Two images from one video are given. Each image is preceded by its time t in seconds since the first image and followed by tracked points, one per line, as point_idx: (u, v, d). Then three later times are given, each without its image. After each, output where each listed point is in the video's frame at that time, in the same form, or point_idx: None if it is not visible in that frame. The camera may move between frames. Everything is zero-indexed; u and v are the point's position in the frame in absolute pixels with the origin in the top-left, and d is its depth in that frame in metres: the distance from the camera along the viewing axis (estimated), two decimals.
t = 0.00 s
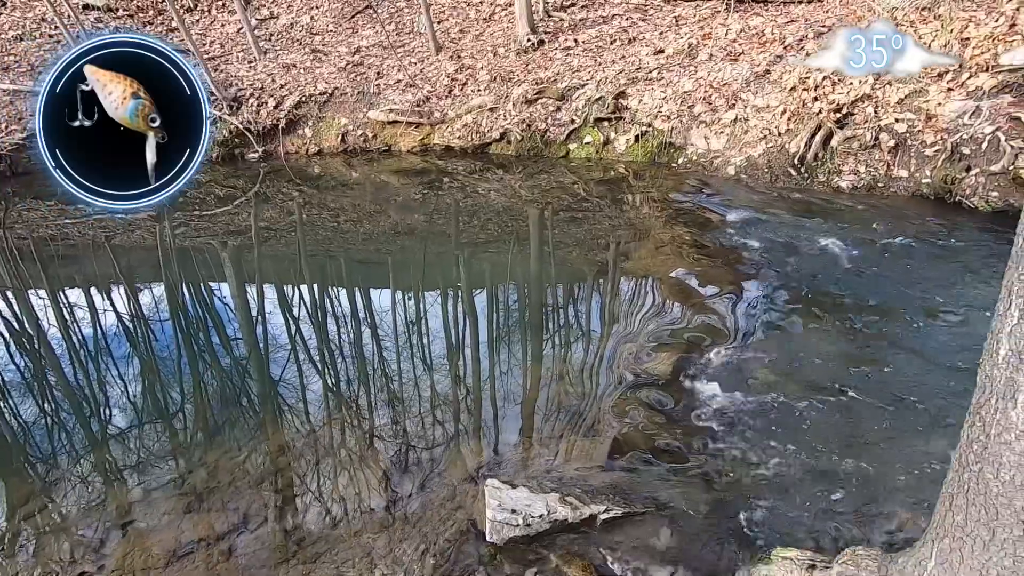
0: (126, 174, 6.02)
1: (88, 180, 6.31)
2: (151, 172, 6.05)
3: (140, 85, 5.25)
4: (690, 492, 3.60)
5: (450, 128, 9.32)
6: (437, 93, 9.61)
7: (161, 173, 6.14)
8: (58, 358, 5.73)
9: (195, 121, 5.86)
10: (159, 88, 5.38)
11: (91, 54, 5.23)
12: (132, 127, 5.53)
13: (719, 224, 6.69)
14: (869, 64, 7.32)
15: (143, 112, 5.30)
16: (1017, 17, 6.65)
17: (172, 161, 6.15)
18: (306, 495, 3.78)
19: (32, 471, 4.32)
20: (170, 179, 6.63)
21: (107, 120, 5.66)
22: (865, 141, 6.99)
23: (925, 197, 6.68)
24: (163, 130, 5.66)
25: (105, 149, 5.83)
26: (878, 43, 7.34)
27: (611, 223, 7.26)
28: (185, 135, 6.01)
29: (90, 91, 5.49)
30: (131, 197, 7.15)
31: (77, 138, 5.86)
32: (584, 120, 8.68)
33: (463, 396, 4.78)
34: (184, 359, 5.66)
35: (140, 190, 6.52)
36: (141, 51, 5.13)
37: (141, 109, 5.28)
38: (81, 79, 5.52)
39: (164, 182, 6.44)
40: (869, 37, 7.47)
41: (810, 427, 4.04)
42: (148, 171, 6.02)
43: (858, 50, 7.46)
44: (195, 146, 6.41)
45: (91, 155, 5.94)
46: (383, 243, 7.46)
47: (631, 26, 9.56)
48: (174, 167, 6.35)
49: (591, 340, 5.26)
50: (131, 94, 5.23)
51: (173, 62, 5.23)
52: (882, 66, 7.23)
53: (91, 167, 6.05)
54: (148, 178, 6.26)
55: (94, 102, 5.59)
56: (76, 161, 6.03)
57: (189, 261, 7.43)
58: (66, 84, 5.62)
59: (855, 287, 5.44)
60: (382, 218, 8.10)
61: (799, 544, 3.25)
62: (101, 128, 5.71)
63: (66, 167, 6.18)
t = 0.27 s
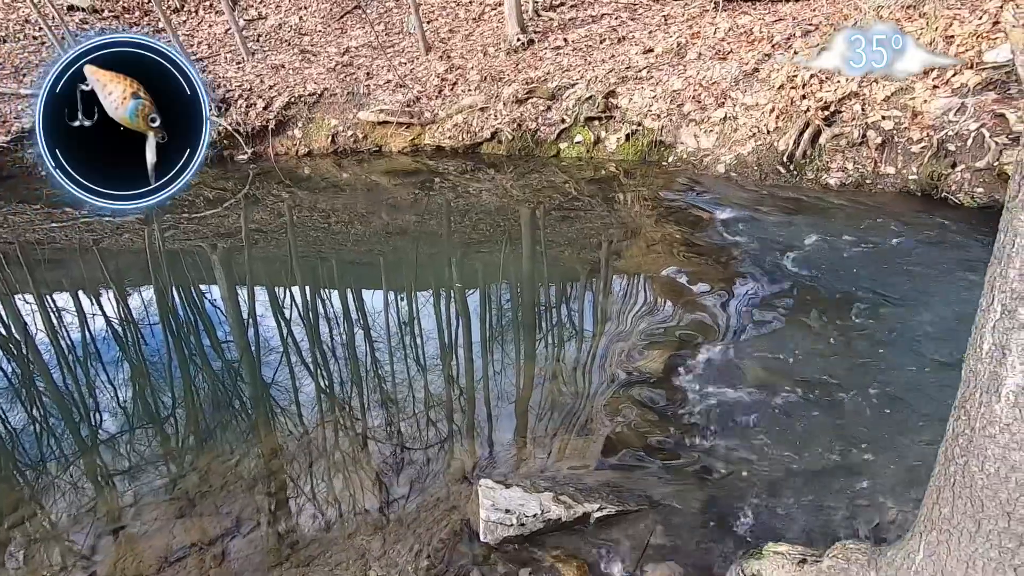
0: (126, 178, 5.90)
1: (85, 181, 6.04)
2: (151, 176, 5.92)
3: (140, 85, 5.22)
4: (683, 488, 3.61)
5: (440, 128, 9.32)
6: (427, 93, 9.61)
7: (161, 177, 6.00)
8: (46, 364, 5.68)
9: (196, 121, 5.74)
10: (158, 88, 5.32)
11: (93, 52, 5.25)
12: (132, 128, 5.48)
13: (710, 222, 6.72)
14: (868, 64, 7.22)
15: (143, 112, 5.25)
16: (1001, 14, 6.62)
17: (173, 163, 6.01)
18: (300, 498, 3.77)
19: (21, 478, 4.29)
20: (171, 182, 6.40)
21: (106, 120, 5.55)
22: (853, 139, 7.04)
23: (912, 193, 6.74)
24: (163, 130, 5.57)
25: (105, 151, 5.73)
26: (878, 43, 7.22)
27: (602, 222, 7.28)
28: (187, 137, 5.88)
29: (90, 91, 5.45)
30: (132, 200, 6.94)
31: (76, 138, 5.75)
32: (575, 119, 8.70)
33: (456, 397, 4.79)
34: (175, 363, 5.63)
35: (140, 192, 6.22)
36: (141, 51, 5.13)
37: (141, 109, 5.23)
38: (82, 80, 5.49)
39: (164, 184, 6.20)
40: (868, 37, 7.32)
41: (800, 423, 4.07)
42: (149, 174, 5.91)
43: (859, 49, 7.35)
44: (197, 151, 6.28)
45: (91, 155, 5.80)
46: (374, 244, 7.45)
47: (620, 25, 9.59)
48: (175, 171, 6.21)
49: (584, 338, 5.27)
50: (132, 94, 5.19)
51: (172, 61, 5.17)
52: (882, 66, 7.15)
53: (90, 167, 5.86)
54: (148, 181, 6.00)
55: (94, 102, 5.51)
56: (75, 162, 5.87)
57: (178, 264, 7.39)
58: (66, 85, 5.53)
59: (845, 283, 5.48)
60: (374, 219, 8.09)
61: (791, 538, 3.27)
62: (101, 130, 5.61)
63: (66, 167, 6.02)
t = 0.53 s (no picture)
0: (127, 177, 6.04)
1: (88, 180, 6.23)
2: (152, 175, 6.06)
3: (140, 85, 5.25)
4: (676, 487, 3.63)
5: (431, 129, 9.32)
6: (417, 95, 9.61)
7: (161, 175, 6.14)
8: (34, 370, 5.64)
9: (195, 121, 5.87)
10: (158, 88, 5.39)
11: (92, 53, 5.27)
12: (132, 127, 5.51)
13: (700, 221, 6.75)
14: (869, 64, 7.21)
15: (143, 112, 5.28)
16: (984, 14, 6.67)
17: (173, 161, 6.14)
18: (292, 502, 3.77)
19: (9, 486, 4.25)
20: (170, 180, 6.59)
21: (107, 120, 5.61)
22: (841, 138, 7.09)
23: (899, 190, 6.79)
24: (164, 130, 5.65)
25: (105, 151, 5.83)
26: (878, 43, 7.20)
27: (594, 222, 7.30)
28: (186, 137, 6.01)
29: (90, 91, 5.50)
30: (132, 198, 7.12)
31: (76, 138, 5.84)
32: (566, 120, 8.72)
33: (449, 398, 4.79)
34: (165, 368, 5.60)
35: (141, 190, 6.39)
36: (141, 52, 5.18)
37: (141, 109, 5.26)
38: (82, 80, 5.54)
39: (165, 183, 6.43)
40: (869, 36, 7.31)
41: (791, 420, 4.10)
42: (149, 173, 6.04)
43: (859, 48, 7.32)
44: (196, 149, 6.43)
45: (91, 155, 5.90)
46: (366, 247, 7.44)
47: (609, 26, 9.63)
48: (174, 169, 6.34)
49: (577, 338, 5.28)
50: (132, 94, 5.21)
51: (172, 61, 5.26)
52: (882, 67, 7.13)
53: (91, 167, 5.99)
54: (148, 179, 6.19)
55: (95, 102, 5.58)
56: (76, 161, 5.98)
57: (168, 268, 7.35)
58: (66, 85, 5.61)
59: (834, 281, 5.52)
60: (365, 221, 8.08)
61: (783, 535, 3.29)
62: (100, 130, 5.69)
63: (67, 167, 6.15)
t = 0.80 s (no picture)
0: (127, 176, 6.14)
1: (88, 180, 6.36)
2: (151, 174, 6.13)
3: (140, 85, 5.24)
4: (670, 485, 3.65)
5: (422, 131, 9.32)
6: (409, 96, 9.61)
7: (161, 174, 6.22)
8: (23, 376, 5.60)
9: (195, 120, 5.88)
10: (159, 88, 5.37)
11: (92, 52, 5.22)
12: (132, 127, 5.55)
13: (691, 221, 6.79)
14: (869, 64, 7.19)
15: (143, 112, 5.30)
16: (969, 14, 6.79)
17: (173, 162, 6.20)
18: (286, 506, 3.76)
19: None
20: (170, 179, 6.67)
21: (107, 120, 5.73)
22: (830, 137, 7.13)
23: (888, 189, 6.84)
24: (163, 131, 5.69)
25: (106, 149, 5.92)
26: (878, 43, 7.17)
27: (586, 222, 7.32)
28: (186, 136, 6.04)
29: (90, 91, 5.53)
30: (131, 198, 7.24)
31: (77, 138, 5.97)
32: (557, 120, 8.74)
33: (443, 399, 4.79)
34: (156, 372, 5.58)
35: (141, 190, 6.50)
36: (141, 51, 5.14)
37: (141, 109, 5.27)
38: (81, 79, 5.55)
39: (164, 183, 6.53)
40: (868, 36, 7.28)
41: (783, 417, 4.13)
42: (149, 173, 6.11)
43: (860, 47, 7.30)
44: (196, 148, 6.49)
45: (90, 155, 6.03)
46: (359, 249, 7.44)
47: (600, 26, 9.66)
48: (174, 168, 6.39)
49: (570, 338, 5.30)
50: (132, 94, 5.21)
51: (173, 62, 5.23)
52: (883, 66, 7.12)
53: (91, 167, 6.13)
54: (148, 179, 6.28)
55: (95, 102, 5.65)
56: (76, 161, 6.13)
57: (158, 272, 7.32)
58: (66, 85, 5.65)
59: (825, 279, 5.55)
60: (357, 223, 8.07)
61: (776, 531, 3.32)
62: (102, 128, 5.79)
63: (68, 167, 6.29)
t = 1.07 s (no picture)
0: (127, 177, 6.12)
1: (88, 180, 6.35)
2: (151, 175, 6.10)
3: (140, 85, 5.25)
4: (665, 483, 3.66)
5: (415, 132, 9.32)
6: (401, 97, 9.61)
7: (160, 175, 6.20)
8: (13, 381, 5.57)
9: (196, 120, 5.84)
10: (159, 88, 5.38)
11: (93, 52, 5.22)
12: (132, 127, 5.57)
13: (684, 220, 6.81)
14: (869, 63, 7.19)
15: (143, 112, 5.32)
16: (957, 14, 6.88)
17: (173, 162, 6.16)
18: (281, 509, 3.76)
19: None
20: (170, 180, 6.63)
21: (106, 120, 5.73)
22: (821, 136, 7.16)
23: (879, 187, 6.87)
24: (163, 131, 5.69)
25: (106, 149, 5.93)
26: (878, 43, 7.18)
27: (580, 222, 7.33)
28: (187, 137, 6.01)
29: (90, 92, 5.54)
30: (131, 199, 7.25)
31: (77, 138, 5.98)
32: (550, 121, 8.76)
33: (439, 401, 4.80)
34: (149, 376, 5.56)
35: (141, 192, 6.50)
36: (141, 51, 5.13)
37: (141, 109, 5.29)
38: (82, 79, 5.56)
39: (164, 184, 6.47)
40: (868, 36, 7.30)
41: (776, 415, 4.15)
42: (149, 173, 6.09)
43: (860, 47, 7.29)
44: (197, 150, 6.46)
45: (91, 155, 6.05)
46: (353, 250, 7.43)
47: (592, 27, 9.69)
48: (174, 169, 6.35)
49: (565, 339, 5.31)
50: (132, 94, 5.23)
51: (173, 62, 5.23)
52: (882, 67, 7.12)
53: (91, 167, 6.14)
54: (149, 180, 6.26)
55: (94, 102, 5.65)
56: (76, 161, 6.15)
57: (150, 276, 7.29)
58: (66, 85, 5.68)
59: (817, 277, 5.58)
60: (351, 225, 8.06)
61: (770, 528, 3.33)
62: (102, 129, 5.80)
63: (67, 167, 6.28)
